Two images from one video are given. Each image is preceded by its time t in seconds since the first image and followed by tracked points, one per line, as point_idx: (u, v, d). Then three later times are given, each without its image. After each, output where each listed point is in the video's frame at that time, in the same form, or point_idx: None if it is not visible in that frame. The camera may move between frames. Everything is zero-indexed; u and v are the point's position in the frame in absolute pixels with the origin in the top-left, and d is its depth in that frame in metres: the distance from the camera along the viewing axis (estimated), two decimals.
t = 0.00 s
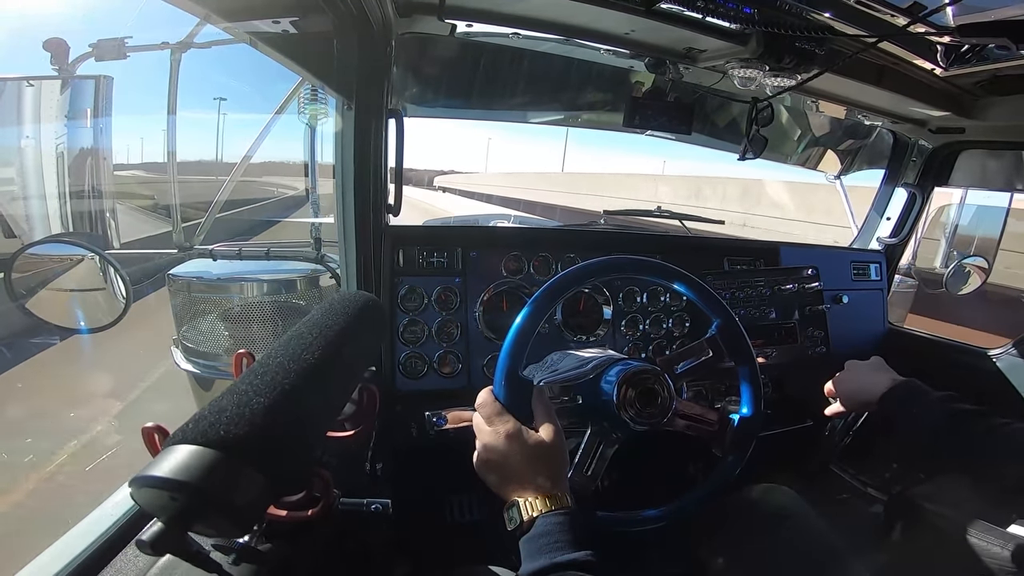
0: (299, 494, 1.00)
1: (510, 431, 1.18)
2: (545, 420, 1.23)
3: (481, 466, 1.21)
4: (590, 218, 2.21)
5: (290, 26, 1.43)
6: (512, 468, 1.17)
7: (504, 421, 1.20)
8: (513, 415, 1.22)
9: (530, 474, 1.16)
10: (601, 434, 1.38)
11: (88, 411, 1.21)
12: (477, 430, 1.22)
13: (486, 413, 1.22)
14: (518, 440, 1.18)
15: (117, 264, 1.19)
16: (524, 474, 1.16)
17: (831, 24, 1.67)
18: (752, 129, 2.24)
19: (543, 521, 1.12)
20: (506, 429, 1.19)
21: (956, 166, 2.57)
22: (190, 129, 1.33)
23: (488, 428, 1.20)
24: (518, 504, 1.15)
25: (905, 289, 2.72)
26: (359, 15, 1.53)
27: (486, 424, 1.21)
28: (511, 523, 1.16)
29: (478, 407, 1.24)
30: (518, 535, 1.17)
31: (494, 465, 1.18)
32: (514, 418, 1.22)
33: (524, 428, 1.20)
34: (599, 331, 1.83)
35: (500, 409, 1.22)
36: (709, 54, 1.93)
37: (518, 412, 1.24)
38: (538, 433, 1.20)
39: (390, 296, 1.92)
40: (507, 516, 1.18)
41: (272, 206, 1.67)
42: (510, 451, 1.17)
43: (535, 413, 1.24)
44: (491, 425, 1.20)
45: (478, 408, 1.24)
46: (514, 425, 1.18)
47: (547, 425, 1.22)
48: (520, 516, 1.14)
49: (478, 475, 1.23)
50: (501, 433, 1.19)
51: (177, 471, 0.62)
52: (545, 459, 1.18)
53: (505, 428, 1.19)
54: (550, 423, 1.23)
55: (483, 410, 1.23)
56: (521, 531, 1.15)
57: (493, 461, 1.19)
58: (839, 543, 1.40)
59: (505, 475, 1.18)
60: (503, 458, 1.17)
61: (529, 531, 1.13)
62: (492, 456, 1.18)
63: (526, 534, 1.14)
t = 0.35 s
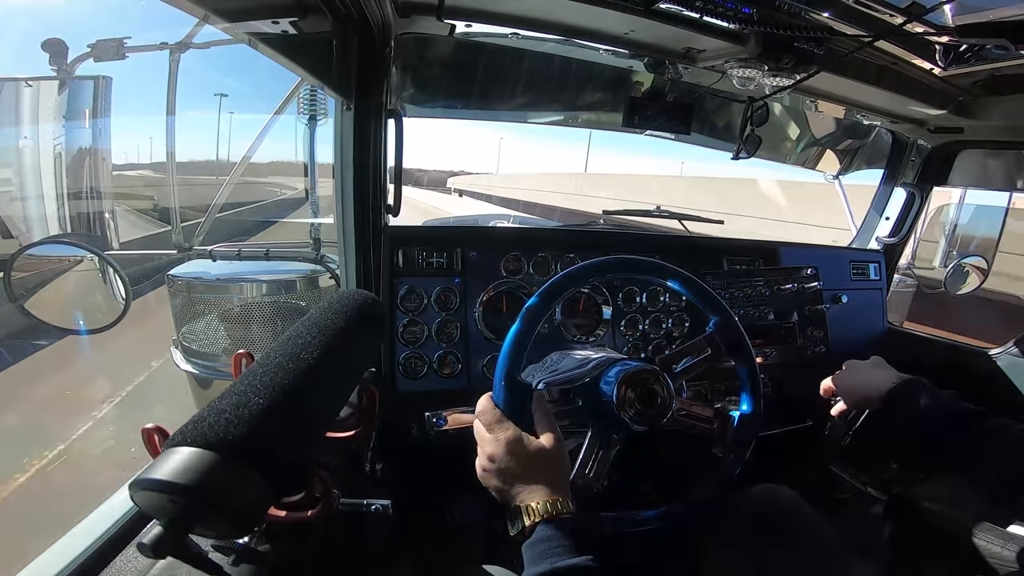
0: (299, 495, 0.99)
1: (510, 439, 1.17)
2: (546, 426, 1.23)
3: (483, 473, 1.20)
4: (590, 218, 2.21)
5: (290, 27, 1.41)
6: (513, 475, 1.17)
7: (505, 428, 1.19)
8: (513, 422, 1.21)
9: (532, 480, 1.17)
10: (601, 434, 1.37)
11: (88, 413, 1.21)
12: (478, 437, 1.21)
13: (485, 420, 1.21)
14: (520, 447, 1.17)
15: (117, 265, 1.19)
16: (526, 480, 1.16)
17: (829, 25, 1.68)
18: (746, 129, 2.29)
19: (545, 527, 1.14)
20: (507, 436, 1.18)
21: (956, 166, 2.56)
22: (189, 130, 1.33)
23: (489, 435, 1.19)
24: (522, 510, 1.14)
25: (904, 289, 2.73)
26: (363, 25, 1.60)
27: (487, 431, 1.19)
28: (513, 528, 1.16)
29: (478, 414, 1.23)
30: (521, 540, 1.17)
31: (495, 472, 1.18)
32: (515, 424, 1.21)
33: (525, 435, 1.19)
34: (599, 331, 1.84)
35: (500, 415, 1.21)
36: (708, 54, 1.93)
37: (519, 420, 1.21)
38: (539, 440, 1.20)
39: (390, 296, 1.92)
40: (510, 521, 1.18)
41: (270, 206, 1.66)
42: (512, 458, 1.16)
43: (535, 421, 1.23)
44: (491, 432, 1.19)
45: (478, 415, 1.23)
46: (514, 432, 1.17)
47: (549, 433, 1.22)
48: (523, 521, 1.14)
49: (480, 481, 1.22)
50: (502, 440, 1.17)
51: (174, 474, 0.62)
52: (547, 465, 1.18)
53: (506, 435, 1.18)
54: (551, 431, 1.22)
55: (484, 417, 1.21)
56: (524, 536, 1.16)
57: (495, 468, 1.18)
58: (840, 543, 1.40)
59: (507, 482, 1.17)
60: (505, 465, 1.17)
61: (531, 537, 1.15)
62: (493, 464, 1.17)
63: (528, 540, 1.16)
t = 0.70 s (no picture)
0: (298, 495, 1.00)
1: (512, 450, 1.17)
2: (547, 435, 1.23)
3: (489, 484, 1.21)
4: (590, 218, 2.21)
5: (290, 26, 1.42)
6: (517, 485, 1.17)
7: (507, 439, 1.19)
8: (513, 432, 1.21)
9: (536, 488, 1.17)
10: (602, 434, 1.36)
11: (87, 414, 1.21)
12: (481, 448, 1.22)
13: (489, 432, 1.21)
14: (522, 457, 1.17)
15: (117, 264, 1.19)
16: (529, 490, 1.17)
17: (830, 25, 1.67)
18: (754, 130, 2.28)
19: (551, 533, 1.12)
20: (509, 447, 1.18)
21: (956, 166, 2.55)
22: (191, 129, 1.33)
23: (492, 447, 1.19)
24: (527, 518, 1.15)
25: (905, 289, 2.75)
26: (363, 23, 1.59)
27: (489, 443, 1.20)
28: (518, 535, 1.16)
29: (480, 426, 1.23)
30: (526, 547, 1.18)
31: (499, 482, 1.18)
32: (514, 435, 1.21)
33: (527, 445, 1.19)
34: (599, 331, 1.84)
35: (501, 427, 1.21)
36: (709, 54, 1.93)
37: (518, 423, 1.25)
38: (542, 451, 1.20)
39: (390, 296, 1.92)
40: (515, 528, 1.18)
41: (270, 205, 1.67)
42: (516, 469, 1.17)
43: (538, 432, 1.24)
44: (494, 444, 1.19)
45: (480, 427, 1.23)
46: (517, 444, 1.17)
47: (551, 442, 1.22)
48: (528, 528, 1.14)
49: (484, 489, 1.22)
50: (504, 452, 1.17)
51: (175, 474, 0.62)
52: (550, 473, 1.18)
53: (509, 446, 1.18)
54: (553, 442, 1.23)
55: (486, 428, 1.22)
56: (530, 544, 1.16)
57: (500, 479, 1.19)
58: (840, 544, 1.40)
59: (510, 491, 1.18)
60: (509, 476, 1.17)
61: (537, 544, 1.14)
62: (498, 475, 1.18)
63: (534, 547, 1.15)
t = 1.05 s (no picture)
0: (300, 494, 1.01)
1: (515, 449, 1.17)
2: (549, 433, 1.23)
3: (490, 482, 1.21)
4: (591, 216, 2.21)
5: (290, 26, 1.42)
6: (519, 484, 1.17)
7: (509, 438, 1.18)
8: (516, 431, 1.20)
9: (538, 487, 1.16)
10: (602, 433, 1.36)
11: (89, 413, 1.21)
12: (483, 447, 1.21)
13: (490, 430, 1.20)
14: (525, 456, 1.17)
15: (118, 264, 1.19)
16: (531, 489, 1.16)
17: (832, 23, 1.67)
18: (752, 128, 2.28)
19: (552, 531, 1.13)
20: (512, 445, 1.17)
21: (956, 167, 2.57)
22: (191, 129, 1.33)
23: (494, 445, 1.18)
24: (528, 516, 1.15)
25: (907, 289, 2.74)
26: (363, 22, 1.60)
27: (492, 441, 1.19)
28: (520, 533, 1.17)
29: (482, 424, 1.22)
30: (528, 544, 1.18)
31: (501, 480, 1.18)
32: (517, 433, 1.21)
33: (530, 443, 1.19)
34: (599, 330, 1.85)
35: (503, 425, 1.20)
36: (710, 53, 1.93)
37: (520, 426, 1.25)
38: (544, 449, 1.20)
39: (391, 295, 1.92)
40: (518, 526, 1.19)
41: (274, 203, 1.67)
42: (517, 467, 1.16)
43: (538, 430, 1.24)
44: (496, 442, 1.18)
45: (482, 424, 1.22)
46: (518, 442, 1.16)
47: (553, 439, 1.23)
48: (529, 526, 1.15)
49: (485, 487, 1.22)
50: (507, 450, 1.17)
51: (178, 473, 0.62)
52: (553, 472, 1.18)
53: (511, 445, 1.17)
54: (556, 441, 1.23)
55: (488, 426, 1.21)
56: (532, 541, 1.16)
57: (501, 477, 1.18)
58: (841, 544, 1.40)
59: (512, 490, 1.18)
60: (511, 475, 1.17)
61: (538, 541, 1.14)
62: (499, 474, 1.17)
63: (536, 545, 1.15)
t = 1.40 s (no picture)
0: (299, 494, 1.01)
1: (510, 435, 1.20)
2: (547, 424, 1.24)
3: (484, 472, 1.22)
4: (590, 217, 2.21)
5: (290, 25, 1.41)
6: (514, 473, 1.18)
7: (505, 424, 1.22)
8: (513, 420, 1.23)
9: (532, 477, 1.17)
10: (599, 431, 1.36)
11: (85, 409, 1.21)
12: (479, 436, 1.25)
13: (487, 417, 1.24)
14: (520, 443, 1.19)
15: (117, 264, 1.19)
16: (526, 479, 1.17)
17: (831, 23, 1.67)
18: (747, 128, 2.29)
19: (546, 522, 1.11)
20: (507, 432, 1.21)
21: (956, 165, 2.55)
22: (190, 129, 1.33)
23: (490, 432, 1.22)
24: (522, 506, 1.14)
25: (905, 288, 2.75)
26: (362, 22, 1.60)
27: (489, 428, 1.23)
28: (513, 524, 1.15)
29: (479, 412, 1.26)
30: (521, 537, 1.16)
31: (496, 469, 1.20)
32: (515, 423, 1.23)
33: (526, 431, 1.22)
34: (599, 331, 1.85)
35: (500, 413, 1.24)
36: (709, 53, 1.93)
37: (520, 416, 1.23)
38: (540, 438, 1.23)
39: (390, 295, 1.92)
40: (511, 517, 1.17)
41: (271, 202, 1.68)
42: (511, 454, 1.19)
43: (536, 422, 1.24)
44: (493, 429, 1.22)
45: (479, 413, 1.26)
46: (515, 429, 1.20)
47: (550, 431, 1.24)
48: (523, 517, 1.13)
49: (480, 479, 1.23)
50: (503, 436, 1.20)
51: (176, 474, 0.62)
52: (548, 461, 1.20)
53: (507, 432, 1.21)
54: (552, 431, 1.24)
55: (485, 414, 1.25)
56: (524, 533, 1.14)
57: (496, 467, 1.20)
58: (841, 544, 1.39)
59: (507, 480, 1.18)
60: (506, 462, 1.19)
61: (531, 533, 1.12)
62: (493, 460, 1.19)
63: (528, 536, 1.12)
